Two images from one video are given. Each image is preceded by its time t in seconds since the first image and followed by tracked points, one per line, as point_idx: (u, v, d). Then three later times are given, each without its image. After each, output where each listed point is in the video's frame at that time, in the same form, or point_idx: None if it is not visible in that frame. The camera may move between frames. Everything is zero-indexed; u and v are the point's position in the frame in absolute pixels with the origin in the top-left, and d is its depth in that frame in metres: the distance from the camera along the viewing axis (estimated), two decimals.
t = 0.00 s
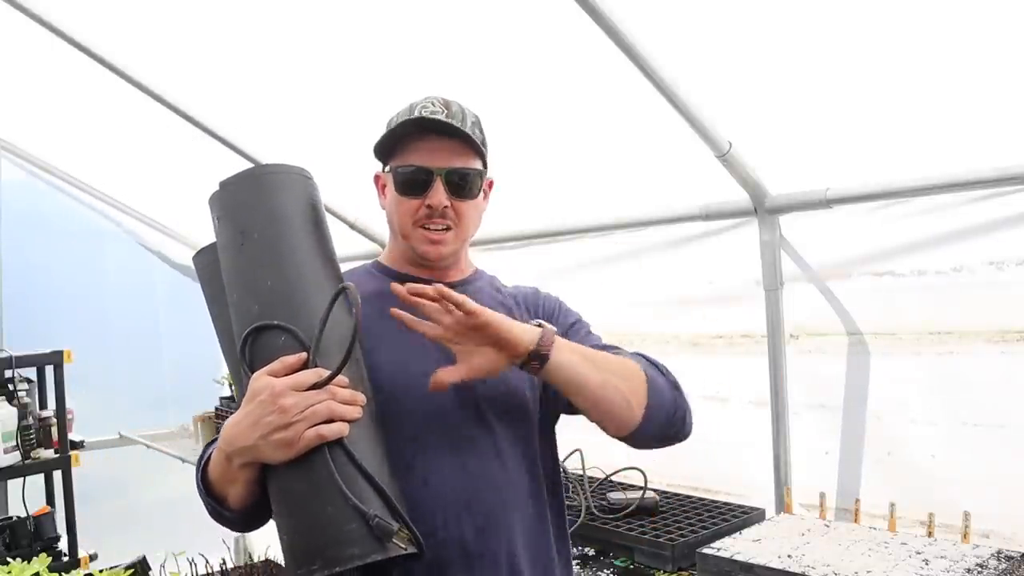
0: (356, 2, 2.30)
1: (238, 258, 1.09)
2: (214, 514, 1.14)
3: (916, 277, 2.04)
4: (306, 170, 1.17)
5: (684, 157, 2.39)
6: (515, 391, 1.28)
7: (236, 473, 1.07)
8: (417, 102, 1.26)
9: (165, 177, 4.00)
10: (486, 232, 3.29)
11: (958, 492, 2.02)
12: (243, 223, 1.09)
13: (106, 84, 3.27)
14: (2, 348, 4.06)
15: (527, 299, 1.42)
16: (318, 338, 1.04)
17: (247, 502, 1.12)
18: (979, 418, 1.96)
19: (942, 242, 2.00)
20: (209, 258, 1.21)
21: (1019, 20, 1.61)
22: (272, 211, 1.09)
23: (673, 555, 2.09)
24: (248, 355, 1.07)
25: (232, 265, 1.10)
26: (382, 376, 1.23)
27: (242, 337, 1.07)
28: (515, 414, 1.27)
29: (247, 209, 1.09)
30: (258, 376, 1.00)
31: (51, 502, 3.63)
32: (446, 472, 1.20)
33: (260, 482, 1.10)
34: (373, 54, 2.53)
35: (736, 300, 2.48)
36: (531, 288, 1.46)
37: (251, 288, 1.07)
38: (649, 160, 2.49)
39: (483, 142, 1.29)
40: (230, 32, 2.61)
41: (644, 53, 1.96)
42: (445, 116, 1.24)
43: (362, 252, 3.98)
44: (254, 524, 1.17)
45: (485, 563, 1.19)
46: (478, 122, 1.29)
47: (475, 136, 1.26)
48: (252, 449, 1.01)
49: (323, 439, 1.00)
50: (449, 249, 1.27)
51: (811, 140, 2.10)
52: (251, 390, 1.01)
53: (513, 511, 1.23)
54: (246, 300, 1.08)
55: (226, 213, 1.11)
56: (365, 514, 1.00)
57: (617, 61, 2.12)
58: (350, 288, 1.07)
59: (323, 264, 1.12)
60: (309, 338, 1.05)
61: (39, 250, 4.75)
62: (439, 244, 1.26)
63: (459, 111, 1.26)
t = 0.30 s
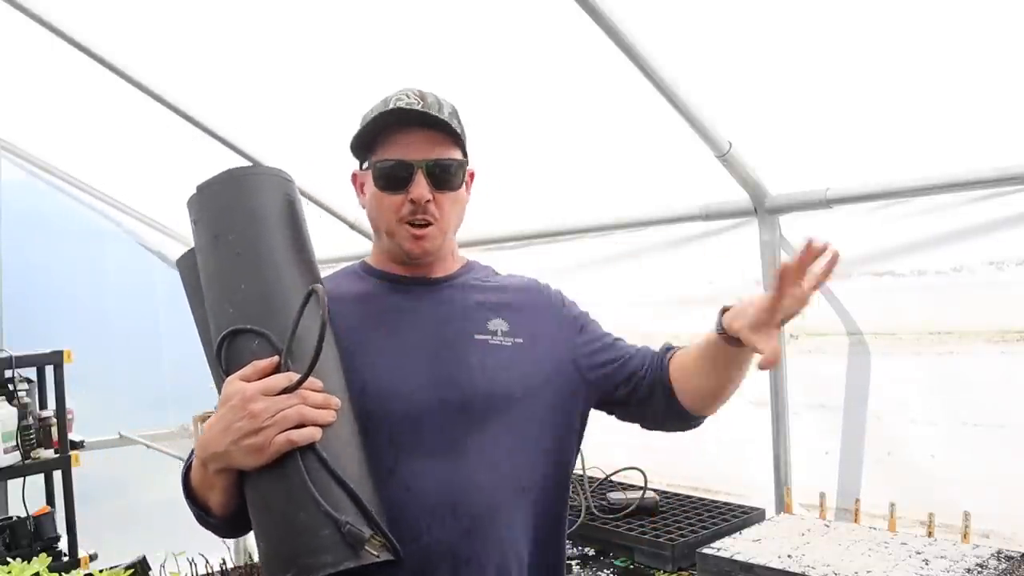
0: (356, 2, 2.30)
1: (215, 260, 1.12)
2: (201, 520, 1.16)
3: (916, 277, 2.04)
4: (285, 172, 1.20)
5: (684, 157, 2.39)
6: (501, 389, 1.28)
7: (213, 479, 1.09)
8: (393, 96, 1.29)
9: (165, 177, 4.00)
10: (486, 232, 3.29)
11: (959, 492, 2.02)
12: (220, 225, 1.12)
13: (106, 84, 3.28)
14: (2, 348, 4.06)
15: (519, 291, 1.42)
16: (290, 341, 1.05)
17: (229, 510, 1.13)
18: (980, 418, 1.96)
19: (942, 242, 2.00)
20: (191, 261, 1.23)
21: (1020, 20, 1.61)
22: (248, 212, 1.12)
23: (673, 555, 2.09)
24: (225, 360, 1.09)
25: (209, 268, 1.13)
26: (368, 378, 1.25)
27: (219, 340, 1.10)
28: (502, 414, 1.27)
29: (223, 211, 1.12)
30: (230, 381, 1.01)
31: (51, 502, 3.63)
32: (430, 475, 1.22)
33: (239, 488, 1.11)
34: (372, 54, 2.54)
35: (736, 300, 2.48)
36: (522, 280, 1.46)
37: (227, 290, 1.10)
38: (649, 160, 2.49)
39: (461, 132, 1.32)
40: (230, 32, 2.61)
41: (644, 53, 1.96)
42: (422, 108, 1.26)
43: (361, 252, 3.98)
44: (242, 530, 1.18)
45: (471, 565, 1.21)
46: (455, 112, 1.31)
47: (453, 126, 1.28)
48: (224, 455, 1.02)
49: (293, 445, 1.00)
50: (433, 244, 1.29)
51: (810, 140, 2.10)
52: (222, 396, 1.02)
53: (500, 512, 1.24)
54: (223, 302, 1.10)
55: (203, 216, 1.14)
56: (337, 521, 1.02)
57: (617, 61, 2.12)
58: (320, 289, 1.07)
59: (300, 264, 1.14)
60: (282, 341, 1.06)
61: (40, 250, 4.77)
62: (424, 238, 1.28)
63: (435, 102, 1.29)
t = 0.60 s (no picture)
0: (356, 1, 2.30)
1: (210, 262, 1.10)
2: (204, 534, 1.13)
3: (916, 277, 2.04)
4: (275, 169, 1.18)
5: (685, 156, 2.38)
6: (509, 390, 1.30)
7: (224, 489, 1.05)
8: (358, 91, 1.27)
9: (166, 177, 4.00)
10: (487, 232, 3.29)
11: (959, 492, 2.02)
12: (213, 226, 1.10)
13: (106, 84, 3.27)
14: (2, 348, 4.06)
15: (516, 294, 1.45)
16: (299, 342, 1.03)
17: (238, 519, 1.11)
18: (980, 418, 1.96)
19: (941, 241, 2.00)
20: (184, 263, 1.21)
21: (1020, 20, 1.61)
22: (241, 210, 1.10)
23: (673, 555, 2.09)
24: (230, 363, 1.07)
25: (204, 270, 1.11)
26: (371, 379, 1.23)
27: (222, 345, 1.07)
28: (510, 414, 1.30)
29: (215, 211, 1.10)
30: (238, 388, 0.97)
31: (51, 502, 3.63)
32: (445, 480, 1.21)
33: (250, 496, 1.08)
34: (372, 53, 2.53)
35: (736, 300, 2.47)
36: (516, 283, 1.49)
37: (226, 292, 1.08)
38: (650, 160, 2.48)
39: (432, 119, 1.30)
40: (229, 32, 2.61)
41: (644, 53, 1.96)
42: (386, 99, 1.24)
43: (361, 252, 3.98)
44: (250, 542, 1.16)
45: (489, 567, 1.23)
46: (424, 100, 1.29)
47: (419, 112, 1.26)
48: (238, 464, 0.98)
49: (313, 447, 0.98)
50: (414, 235, 1.28)
51: (810, 140, 2.10)
52: (231, 403, 0.98)
53: (510, 513, 1.27)
54: (223, 306, 1.08)
55: (194, 219, 1.12)
56: (364, 523, 1.02)
57: (617, 61, 2.11)
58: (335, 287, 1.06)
59: (299, 259, 1.13)
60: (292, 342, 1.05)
61: (39, 250, 4.75)
62: (403, 231, 1.27)
63: (403, 92, 1.27)
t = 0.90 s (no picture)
0: (357, 1, 2.30)
1: (228, 260, 1.06)
2: (207, 538, 1.11)
3: (917, 277, 2.04)
4: (289, 167, 1.17)
5: (684, 157, 2.39)
6: (514, 390, 1.30)
7: (243, 495, 1.03)
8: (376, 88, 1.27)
9: (166, 177, 4.00)
10: (488, 232, 3.29)
11: (959, 492, 2.02)
12: (231, 224, 1.07)
13: (106, 84, 3.27)
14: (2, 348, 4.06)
15: (517, 294, 1.46)
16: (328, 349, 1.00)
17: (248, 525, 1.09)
18: (980, 418, 1.96)
19: (942, 241, 2.00)
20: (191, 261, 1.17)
21: (1020, 20, 1.61)
22: (262, 209, 1.08)
23: (672, 555, 2.09)
24: (248, 369, 1.02)
25: (219, 269, 1.07)
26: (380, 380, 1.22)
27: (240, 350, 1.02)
28: (515, 414, 1.30)
29: (235, 209, 1.08)
30: (266, 393, 0.95)
31: (51, 502, 3.63)
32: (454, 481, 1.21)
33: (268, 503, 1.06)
34: (372, 53, 2.53)
35: (736, 300, 2.48)
36: (516, 283, 1.49)
37: (245, 292, 1.04)
38: (650, 159, 2.48)
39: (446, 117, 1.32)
40: (229, 32, 2.61)
41: (644, 53, 1.96)
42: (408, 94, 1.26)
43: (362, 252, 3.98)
44: (255, 547, 1.15)
45: (496, 567, 1.23)
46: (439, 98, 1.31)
47: (441, 109, 1.29)
48: (265, 469, 0.95)
49: (343, 456, 0.96)
50: (430, 228, 1.27)
51: (811, 140, 2.10)
52: (257, 407, 0.95)
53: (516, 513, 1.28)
54: (241, 308, 1.04)
55: (210, 215, 1.08)
56: (393, 532, 1.00)
57: (617, 61, 2.12)
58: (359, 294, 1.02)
59: (319, 262, 1.12)
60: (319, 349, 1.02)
61: (39, 250, 4.75)
62: (420, 224, 1.26)
63: (419, 89, 1.29)
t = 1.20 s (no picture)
0: (357, 1, 2.30)
1: (222, 279, 1.06)
2: (215, 542, 1.14)
3: (917, 277, 2.04)
4: (284, 179, 1.15)
5: (684, 157, 2.39)
6: (512, 397, 1.29)
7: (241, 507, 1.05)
8: (368, 91, 1.25)
9: (166, 178, 4.00)
10: (488, 232, 3.29)
11: (959, 492, 2.02)
12: (227, 242, 1.07)
13: (106, 84, 3.27)
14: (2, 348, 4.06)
15: (524, 293, 1.43)
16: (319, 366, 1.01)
17: (252, 533, 1.11)
18: (980, 418, 1.96)
19: (942, 241, 2.00)
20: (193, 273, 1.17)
21: (1020, 20, 1.61)
22: (257, 227, 1.07)
23: (673, 555, 2.09)
24: (245, 386, 1.04)
25: (215, 287, 1.07)
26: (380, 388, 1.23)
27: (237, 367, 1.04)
28: (513, 420, 1.29)
29: (229, 227, 1.07)
30: (258, 412, 0.96)
31: (51, 502, 3.63)
32: (450, 487, 1.23)
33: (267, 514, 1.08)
34: (371, 53, 2.53)
35: (736, 300, 2.48)
36: (526, 278, 1.46)
37: (239, 311, 1.05)
38: (650, 159, 2.48)
39: (441, 117, 1.29)
40: (230, 32, 2.61)
41: (645, 53, 1.96)
42: (400, 98, 1.23)
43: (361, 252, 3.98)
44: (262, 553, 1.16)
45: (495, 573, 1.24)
46: (433, 99, 1.29)
47: (435, 113, 1.26)
48: (257, 487, 0.98)
49: (332, 474, 0.97)
50: (428, 234, 1.26)
51: (811, 140, 2.10)
52: (251, 425, 0.98)
53: (516, 520, 1.28)
54: (236, 326, 1.05)
55: (205, 232, 1.08)
56: (381, 548, 1.00)
57: (617, 61, 2.12)
58: (349, 313, 1.02)
59: (316, 277, 1.11)
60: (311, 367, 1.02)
61: (39, 250, 4.75)
62: (417, 230, 1.25)
63: (411, 90, 1.26)
